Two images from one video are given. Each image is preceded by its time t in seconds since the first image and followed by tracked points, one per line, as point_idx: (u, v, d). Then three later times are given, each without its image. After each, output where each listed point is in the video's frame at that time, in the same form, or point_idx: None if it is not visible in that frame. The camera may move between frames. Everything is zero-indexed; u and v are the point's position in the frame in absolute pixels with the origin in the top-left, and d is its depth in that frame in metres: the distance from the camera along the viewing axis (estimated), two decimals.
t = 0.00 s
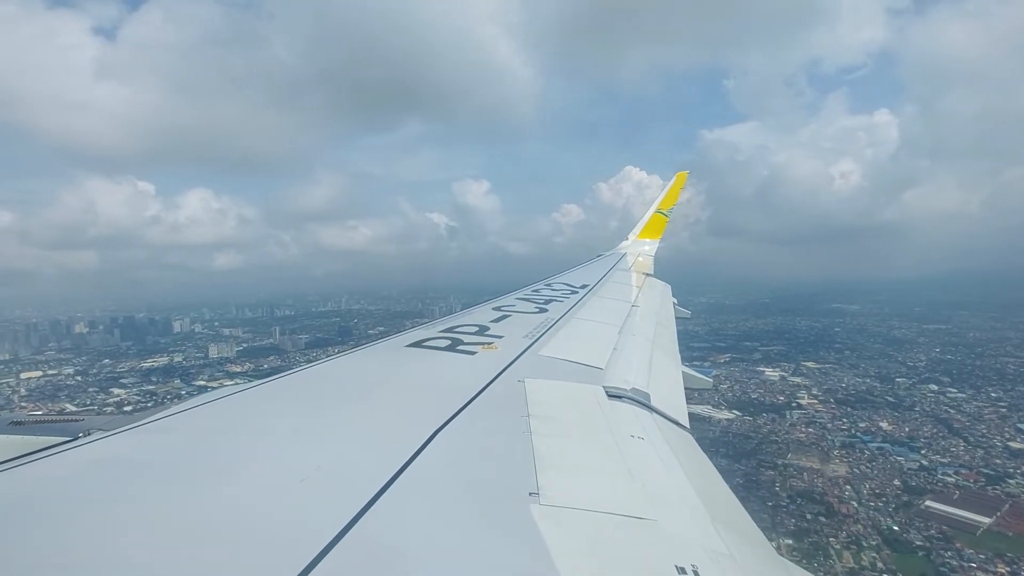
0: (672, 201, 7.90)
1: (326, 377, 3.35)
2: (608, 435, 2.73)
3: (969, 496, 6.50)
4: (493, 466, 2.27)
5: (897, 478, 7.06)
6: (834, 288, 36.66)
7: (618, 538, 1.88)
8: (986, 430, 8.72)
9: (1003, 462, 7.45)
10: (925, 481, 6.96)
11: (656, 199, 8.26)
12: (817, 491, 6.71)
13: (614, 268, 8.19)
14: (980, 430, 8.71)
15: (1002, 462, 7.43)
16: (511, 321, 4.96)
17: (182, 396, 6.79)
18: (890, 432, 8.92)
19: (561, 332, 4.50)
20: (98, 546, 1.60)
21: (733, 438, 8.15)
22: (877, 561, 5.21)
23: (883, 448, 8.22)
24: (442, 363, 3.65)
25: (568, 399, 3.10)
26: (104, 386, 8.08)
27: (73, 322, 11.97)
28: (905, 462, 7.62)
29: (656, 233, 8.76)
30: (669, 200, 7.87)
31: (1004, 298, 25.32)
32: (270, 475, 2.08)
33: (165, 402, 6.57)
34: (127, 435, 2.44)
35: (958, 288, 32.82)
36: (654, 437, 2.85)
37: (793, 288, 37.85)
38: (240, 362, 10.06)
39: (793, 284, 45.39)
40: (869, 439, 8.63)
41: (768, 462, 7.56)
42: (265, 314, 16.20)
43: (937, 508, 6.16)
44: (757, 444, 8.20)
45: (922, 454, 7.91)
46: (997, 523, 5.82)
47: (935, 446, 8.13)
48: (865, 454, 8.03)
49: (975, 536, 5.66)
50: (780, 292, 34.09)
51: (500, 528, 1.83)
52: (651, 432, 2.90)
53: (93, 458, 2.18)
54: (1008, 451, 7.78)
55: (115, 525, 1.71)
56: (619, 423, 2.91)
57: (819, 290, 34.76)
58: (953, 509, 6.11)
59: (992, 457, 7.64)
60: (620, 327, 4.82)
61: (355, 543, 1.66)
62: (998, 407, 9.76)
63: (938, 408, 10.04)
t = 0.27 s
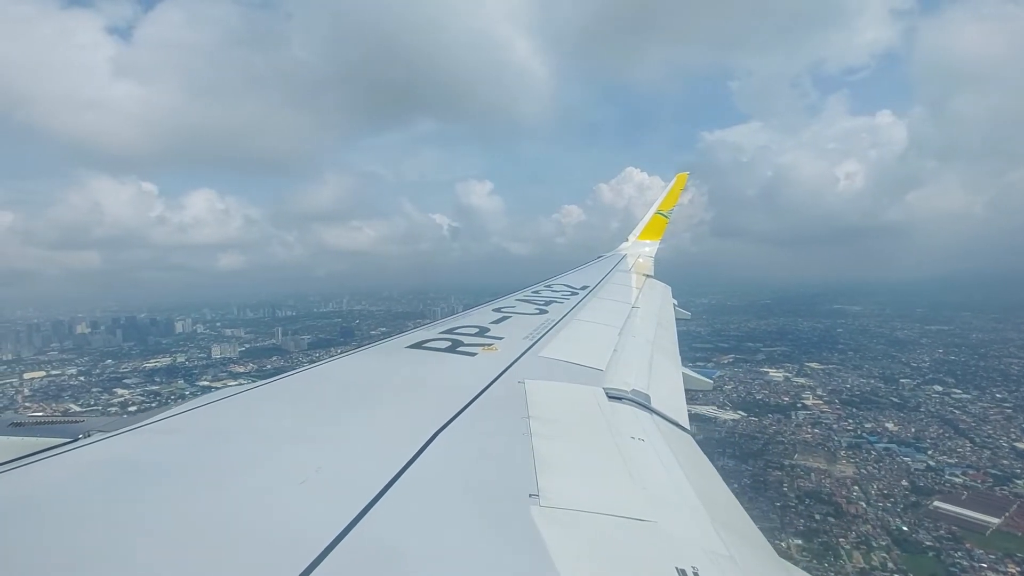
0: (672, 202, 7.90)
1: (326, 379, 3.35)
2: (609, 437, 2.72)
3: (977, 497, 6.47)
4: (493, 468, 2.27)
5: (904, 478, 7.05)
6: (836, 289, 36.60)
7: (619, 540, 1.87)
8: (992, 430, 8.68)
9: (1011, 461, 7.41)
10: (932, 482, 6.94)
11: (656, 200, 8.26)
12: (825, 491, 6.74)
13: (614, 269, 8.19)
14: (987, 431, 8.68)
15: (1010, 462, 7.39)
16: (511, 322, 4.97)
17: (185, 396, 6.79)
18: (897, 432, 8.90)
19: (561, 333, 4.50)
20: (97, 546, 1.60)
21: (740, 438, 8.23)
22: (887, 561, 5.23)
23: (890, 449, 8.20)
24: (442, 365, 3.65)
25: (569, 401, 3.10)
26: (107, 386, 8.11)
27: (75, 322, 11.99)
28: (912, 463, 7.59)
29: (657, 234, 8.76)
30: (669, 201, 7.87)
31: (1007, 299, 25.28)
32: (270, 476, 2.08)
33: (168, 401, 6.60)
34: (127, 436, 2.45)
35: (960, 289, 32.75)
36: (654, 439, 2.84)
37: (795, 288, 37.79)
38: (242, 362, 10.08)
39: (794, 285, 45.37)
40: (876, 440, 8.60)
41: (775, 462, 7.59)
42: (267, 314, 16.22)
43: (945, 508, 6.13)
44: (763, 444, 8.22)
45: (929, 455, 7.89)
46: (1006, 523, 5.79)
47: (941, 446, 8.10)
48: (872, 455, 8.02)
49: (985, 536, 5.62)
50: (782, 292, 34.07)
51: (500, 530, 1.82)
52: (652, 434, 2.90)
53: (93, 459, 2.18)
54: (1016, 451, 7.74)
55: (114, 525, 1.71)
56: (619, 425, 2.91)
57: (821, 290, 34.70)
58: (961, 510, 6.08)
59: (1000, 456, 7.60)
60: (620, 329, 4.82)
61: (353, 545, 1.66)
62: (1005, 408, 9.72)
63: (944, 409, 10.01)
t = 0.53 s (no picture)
0: (672, 203, 7.90)
1: (326, 380, 3.35)
2: (609, 438, 2.72)
3: (985, 497, 6.44)
4: (492, 468, 2.28)
5: (911, 478, 7.03)
6: (838, 289, 36.60)
7: (620, 541, 1.87)
8: (999, 430, 8.65)
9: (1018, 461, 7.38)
10: (940, 482, 6.93)
11: (656, 201, 8.26)
12: (832, 491, 6.75)
13: (614, 270, 8.18)
14: (993, 431, 8.65)
15: (1017, 462, 7.36)
16: (511, 323, 4.96)
17: (188, 396, 6.80)
18: (902, 432, 8.89)
19: (561, 335, 4.50)
20: (96, 547, 1.60)
21: (747, 439, 8.30)
22: (897, 561, 5.25)
23: (896, 449, 8.18)
24: (442, 366, 3.65)
25: (569, 401, 3.10)
26: (111, 386, 8.13)
27: (77, 322, 12.01)
28: (919, 463, 7.58)
29: (657, 235, 8.76)
30: (669, 202, 7.87)
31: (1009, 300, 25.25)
32: (269, 477, 2.08)
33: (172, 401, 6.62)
34: (127, 437, 2.45)
35: (961, 290, 32.68)
36: (654, 440, 2.84)
37: (797, 288, 37.76)
38: (245, 362, 10.10)
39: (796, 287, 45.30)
40: (882, 440, 8.59)
41: (782, 462, 7.63)
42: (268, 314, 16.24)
43: (953, 508, 6.10)
44: (769, 445, 8.26)
45: (935, 455, 7.87)
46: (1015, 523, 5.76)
47: (948, 446, 8.07)
48: (878, 454, 8.01)
49: (994, 536, 5.59)
50: (783, 293, 34.07)
51: (500, 531, 1.82)
52: (652, 435, 2.90)
53: (92, 460, 2.18)
54: None
55: (113, 527, 1.71)
56: (619, 426, 2.91)
57: (822, 291, 34.69)
58: (969, 510, 6.05)
59: (1007, 456, 7.57)
60: (620, 330, 4.81)
61: (353, 547, 1.66)
62: (1010, 408, 9.68)
63: (949, 409, 9.99)
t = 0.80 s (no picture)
0: (672, 203, 7.90)
1: (325, 380, 3.35)
2: (609, 438, 2.72)
3: (993, 496, 6.41)
4: (492, 468, 2.28)
5: (918, 478, 7.02)
6: (840, 289, 36.61)
7: (621, 542, 1.87)
8: (1005, 430, 8.62)
9: None
10: (947, 481, 6.91)
11: (656, 202, 8.26)
12: (840, 491, 6.81)
13: (614, 270, 8.18)
14: (999, 431, 8.63)
15: None
16: (511, 323, 4.96)
17: (192, 396, 6.81)
18: (909, 432, 8.89)
19: (561, 335, 4.49)
20: (95, 547, 1.61)
21: (753, 438, 8.36)
22: (907, 560, 5.24)
23: (902, 449, 8.17)
24: (441, 366, 3.65)
25: (569, 402, 3.10)
26: (114, 386, 8.15)
27: (79, 322, 12.02)
28: (926, 463, 7.57)
29: (657, 235, 8.76)
30: (669, 202, 7.87)
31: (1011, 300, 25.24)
32: (268, 478, 2.08)
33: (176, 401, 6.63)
34: (126, 437, 2.45)
35: (963, 290, 32.67)
36: (655, 440, 2.84)
37: (798, 289, 37.76)
38: (248, 361, 10.12)
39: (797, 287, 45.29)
40: (888, 440, 8.58)
41: (789, 462, 7.71)
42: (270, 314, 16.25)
43: (961, 508, 6.06)
44: (776, 444, 8.32)
45: (942, 454, 7.85)
46: None
47: (954, 446, 8.05)
48: (884, 454, 8.01)
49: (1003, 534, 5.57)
50: (785, 293, 34.07)
51: (499, 531, 1.82)
52: (652, 435, 2.90)
53: (90, 461, 2.18)
54: None
55: (112, 527, 1.71)
56: (619, 426, 2.90)
57: (824, 291, 34.70)
58: (978, 509, 6.02)
59: (1014, 455, 7.54)
60: (620, 330, 4.80)
61: (353, 547, 1.66)
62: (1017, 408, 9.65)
63: (955, 409, 9.97)
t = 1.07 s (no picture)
0: (673, 204, 7.89)
1: (324, 381, 3.35)
2: (610, 439, 2.72)
3: (1002, 496, 6.37)
4: (493, 470, 2.27)
5: (927, 477, 7.00)
6: (841, 289, 36.65)
7: (621, 543, 1.86)
8: (1012, 430, 8.59)
9: None
10: (956, 480, 6.88)
11: (656, 203, 8.26)
12: (849, 490, 6.80)
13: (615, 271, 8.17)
14: (1005, 431, 8.60)
15: None
16: (511, 324, 4.96)
17: (196, 396, 6.81)
18: (915, 432, 8.87)
19: (561, 336, 4.49)
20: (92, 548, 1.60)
21: (760, 439, 8.39)
22: (918, 558, 5.21)
23: (909, 449, 8.16)
24: (441, 367, 3.65)
25: (570, 403, 3.10)
26: (118, 385, 8.16)
27: (81, 322, 12.04)
28: (934, 463, 7.55)
29: (657, 236, 8.76)
30: (669, 203, 7.86)
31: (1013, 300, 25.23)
32: (269, 478, 2.08)
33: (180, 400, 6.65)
34: (126, 438, 2.46)
35: (966, 291, 32.60)
36: (656, 442, 2.83)
37: (800, 289, 37.77)
38: (251, 361, 10.13)
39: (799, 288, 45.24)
40: (895, 439, 8.56)
41: (795, 461, 7.72)
42: (271, 314, 16.27)
43: (970, 507, 6.03)
44: (782, 444, 8.33)
45: (949, 454, 7.82)
46: None
47: (961, 446, 8.03)
48: (892, 454, 8.00)
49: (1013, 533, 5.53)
50: (786, 293, 34.07)
51: (499, 533, 1.82)
52: (653, 437, 2.89)
53: (89, 461, 2.18)
54: None
55: (110, 528, 1.71)
56: (620, 427, 2.90)
57: (825, 291, 34.71)
58: (987, 508, 5.98)
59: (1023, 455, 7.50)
60: (620, 331, 4.80)
61: (353, 549, 1.65)
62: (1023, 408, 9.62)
63: (960, 409, 9.94)
